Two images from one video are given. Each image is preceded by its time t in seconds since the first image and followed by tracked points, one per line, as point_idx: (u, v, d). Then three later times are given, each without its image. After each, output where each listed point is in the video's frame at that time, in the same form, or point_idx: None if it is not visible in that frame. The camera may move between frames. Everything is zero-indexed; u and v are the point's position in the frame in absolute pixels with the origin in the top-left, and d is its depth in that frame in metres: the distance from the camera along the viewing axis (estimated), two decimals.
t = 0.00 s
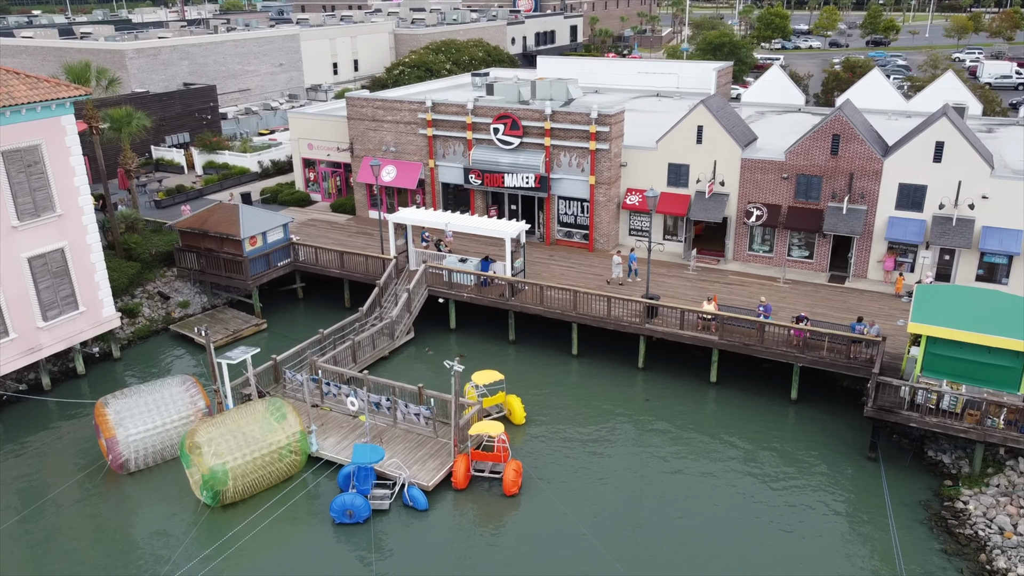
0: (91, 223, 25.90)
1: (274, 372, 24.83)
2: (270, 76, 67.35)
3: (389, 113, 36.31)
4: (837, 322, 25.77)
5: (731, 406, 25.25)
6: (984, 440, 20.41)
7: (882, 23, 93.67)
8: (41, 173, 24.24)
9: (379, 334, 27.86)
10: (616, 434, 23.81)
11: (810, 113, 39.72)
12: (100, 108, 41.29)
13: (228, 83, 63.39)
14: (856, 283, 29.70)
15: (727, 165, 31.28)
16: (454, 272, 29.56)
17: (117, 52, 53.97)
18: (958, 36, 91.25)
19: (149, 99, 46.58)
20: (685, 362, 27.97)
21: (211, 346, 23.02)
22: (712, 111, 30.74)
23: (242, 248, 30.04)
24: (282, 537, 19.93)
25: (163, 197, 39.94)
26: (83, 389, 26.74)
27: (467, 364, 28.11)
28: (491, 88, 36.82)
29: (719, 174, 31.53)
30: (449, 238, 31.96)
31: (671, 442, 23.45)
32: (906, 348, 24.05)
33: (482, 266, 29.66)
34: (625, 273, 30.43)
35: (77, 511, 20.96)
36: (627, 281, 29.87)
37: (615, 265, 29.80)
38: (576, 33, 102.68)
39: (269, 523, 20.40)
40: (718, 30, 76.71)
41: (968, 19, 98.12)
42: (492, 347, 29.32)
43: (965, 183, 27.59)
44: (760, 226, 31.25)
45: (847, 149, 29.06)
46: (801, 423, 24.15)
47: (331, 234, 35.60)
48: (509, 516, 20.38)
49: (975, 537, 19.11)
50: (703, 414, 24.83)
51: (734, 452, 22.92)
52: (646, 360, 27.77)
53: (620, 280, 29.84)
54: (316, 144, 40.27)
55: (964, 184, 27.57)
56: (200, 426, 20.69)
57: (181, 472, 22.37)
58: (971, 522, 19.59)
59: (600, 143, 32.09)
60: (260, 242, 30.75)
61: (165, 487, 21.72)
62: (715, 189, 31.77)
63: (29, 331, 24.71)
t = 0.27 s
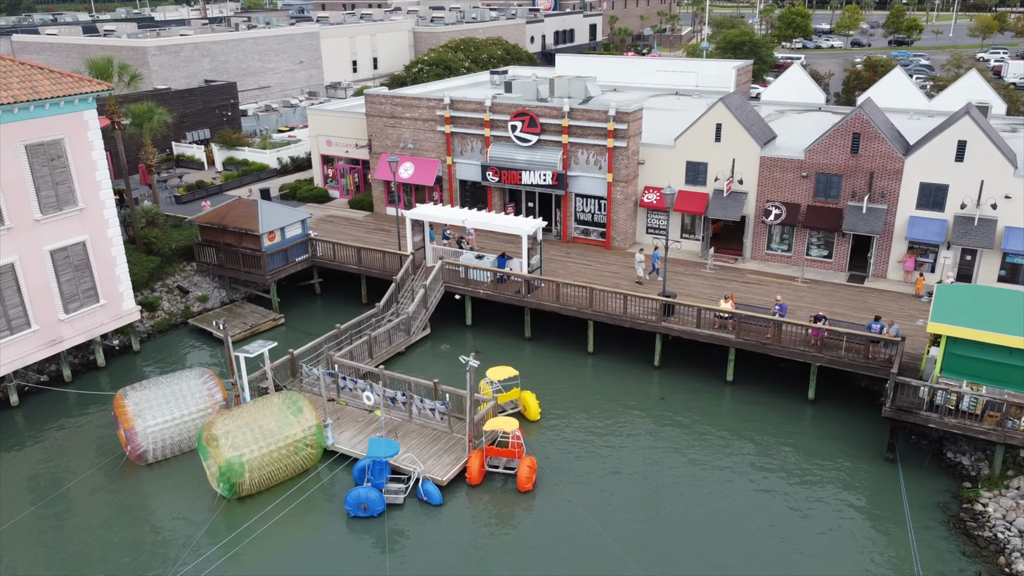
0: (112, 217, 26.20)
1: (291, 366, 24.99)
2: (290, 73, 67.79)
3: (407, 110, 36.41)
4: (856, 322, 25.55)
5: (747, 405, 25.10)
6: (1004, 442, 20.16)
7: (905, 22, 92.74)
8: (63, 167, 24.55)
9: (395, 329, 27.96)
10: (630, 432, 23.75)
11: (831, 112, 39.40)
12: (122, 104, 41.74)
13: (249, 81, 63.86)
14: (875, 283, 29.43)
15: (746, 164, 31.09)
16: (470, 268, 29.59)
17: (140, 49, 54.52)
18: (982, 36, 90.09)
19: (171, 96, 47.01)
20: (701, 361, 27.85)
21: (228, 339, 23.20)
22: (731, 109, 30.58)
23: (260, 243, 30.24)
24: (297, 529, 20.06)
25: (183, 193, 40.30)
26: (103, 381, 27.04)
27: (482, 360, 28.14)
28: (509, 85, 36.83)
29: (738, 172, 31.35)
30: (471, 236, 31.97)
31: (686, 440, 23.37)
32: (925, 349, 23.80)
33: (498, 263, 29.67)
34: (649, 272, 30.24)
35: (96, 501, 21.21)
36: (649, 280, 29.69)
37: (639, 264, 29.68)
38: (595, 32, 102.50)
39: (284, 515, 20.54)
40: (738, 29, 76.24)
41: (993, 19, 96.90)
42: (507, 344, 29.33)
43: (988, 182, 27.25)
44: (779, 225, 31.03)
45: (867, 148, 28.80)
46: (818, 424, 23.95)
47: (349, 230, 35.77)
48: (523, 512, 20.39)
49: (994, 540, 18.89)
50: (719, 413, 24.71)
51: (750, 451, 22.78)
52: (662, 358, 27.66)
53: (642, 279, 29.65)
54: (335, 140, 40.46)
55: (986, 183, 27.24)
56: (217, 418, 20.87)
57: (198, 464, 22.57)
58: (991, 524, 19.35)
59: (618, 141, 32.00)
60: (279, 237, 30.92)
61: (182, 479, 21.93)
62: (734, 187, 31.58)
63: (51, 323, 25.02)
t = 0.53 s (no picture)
0: (127, 212, 26.42)
1: (303, 361, 25.10)
2: (305, 71, 68.10)
3: (421, 107, 36.49)
4: (870, 321, 25.37)
5: (760, 404, 24.97)
6: (1019, 442, 19.99)
7: (923, 21, 91.93)
8: (80, 162, 24.78)
9: (407, 326, 28.01)
10: (641, 430, 23.70)
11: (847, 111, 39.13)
12: (139, 100, 42.08)
13: (264, 78, 64.21)
14: (890, 283, 29.21)
15: (760, 162, 30.93)
16: (482, 265, 29.61)
17: (157, 46, 54.93)
18: (1002, 36, 89.16)
19: (187, 93, 47.33)
20: (713, 359, 27.75)
21: (241, 334, 23.32)
22: (746, 107, 30.45)
23: (274, 239, 30.39)
24: (308, 523, 20.16)
25: (199, 189, 40.56)
26: (117, 375, 27.27)
27: (494, 357, 28.16)
28: (523, 83, 36.82)
29: (752, 170, 31.20)
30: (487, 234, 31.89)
31: (698, 438, 23.29)
32: (940, 348, 23.59)
33: (510, 261, 29.65)
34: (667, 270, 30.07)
35: (110, 493, 21.40)
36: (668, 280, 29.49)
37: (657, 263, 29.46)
38: (610, 31, 102.36)
39: (295, 509, 20.64)
40: (754, 28, 75.87)
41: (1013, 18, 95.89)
42: (519, 341, 29.34)
43: (1005, 181, 26.98)
44: (794, 224, 30.85)
45: (883, 147, 28.59)
46: (831, 423, 23.79)
47: (362, 227, 35.89)
48: (533, 508, 20.40)
49: (1008, 541, 18.71)
50: (731, 411, 24.61)
51: (762, 450, 22.67)
52: (674, 356, 27.58)
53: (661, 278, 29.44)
54: (349, 138, 40.61)
55: (1004, 182, 26.97)
56: (230, 412, 21.00)
57: (211, 458, 22.72)
58: (1005, 525, 19.17)
59: (631, 138, 31.93)
60: (292, 234, 31.13)
61: (194, 472, 22.09)
62: (748, 185, 31.43)
63: (67, 317, 25.27)
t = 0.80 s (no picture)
0: (128, 209, 26.45)
1: (304, 358, 25.09)
2: (307, 69, 68.14)
3: (423, 105, 36.48)
4: (871, 319, 25.33)
5: (760, 402, 24.94)
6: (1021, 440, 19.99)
7: (925, 21, 91.80)
8: (82, 159, 24.80)
9: (407, 323, 28.00)
10: (642, 427, 23.68)
11: (848, 109, 39.07)
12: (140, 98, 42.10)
13: (266, 77, 64.23)
14: (892, 281, 29.19)
15: (762, 159, 30.89)
16: (484, 262, 29.59)
17: (159, 44, 54.97)
18: (1004, 35, 88.98)
19: (188, 91, 47.34)
20: (715, 357, 27.72)
21: (242, 330, 23.30)
22: (747, 105, 30.41)
23: (275, 236, 30.39)
24: (308, 520, 20.16)
25: (200, 187, 40.58)
26: (118, 371, 27.29)
27: (495, 354, 28.15)
28: (525, 80, 36.80)
29: (753, 168, 31.16)
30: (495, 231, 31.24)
31: (699, 435, 23.27)
32: (941, 346, 23.56)
33: (511, 258, 29.63)
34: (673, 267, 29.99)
35: (110, 489, 21.41)
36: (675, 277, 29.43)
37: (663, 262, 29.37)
38: (612, 29, 102.26)
39: (295, 506, 20.64)
40: (756, 27, 75.77)
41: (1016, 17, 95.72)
42: (520, 338, 29.32)
43: (1007, 179, 26.94)
44: (795, 221, 30.81)
45: (885, 144, 28.54)
46: (832, 421, 23.75)
47: (363, 224, 35.89)
48: (533, 505, 20.39)
49: (1009, 538, 18.67)
50: (732, 409, 24.59)
51: (762, 447, 22.64)
52: (675, 354, 27.55)
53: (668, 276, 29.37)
54: (351, 136, 40.61)
55: (1005, 180, 26.94)
56: (230, 409, 20.99)
57: (212, 454, 22.73)
58: (1006, 523, 19.14)
59: (632, 136, 31.91)
60: (293, 231, 31.07)
61: (195, 469, 22.09)
62: (749, 183, 31.39)
63: (68, 313, 25.28)
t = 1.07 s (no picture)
0: (128, 206, 26.43)
1: (303, 355, 25.05)
2: (307, 68, 68.09)
3: (423, 102, 36.44)
4: (871, 316, 25.32)
5: (760, 399, 24.92)
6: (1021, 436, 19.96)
7: (925, 20, 91.72)
8: (81, 155, 24.78)
9: (407, 320, 27.98)
10: (642, 424, 23.66)
11: (849, 107, 39.04)
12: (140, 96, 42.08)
13: (266, 75, 64.23)
14: (892, 278, 29.17)
15: (762, 157, 30.87)
16: (483, 260, 29.57)
17: (158, 42, 54.96)
18: (1004, 33, 88.90)
19: (188, 89, 47.32)
20: (715, 354, 27.69)
21: (241, 327, 23.27)
22: (747, 102, 30.37)
23: (274, 233, 30.35)
24: (308, 516, 20.15)
25: (200, 185, 40.56)
26: (118, 368, 27.27)
27: (494, 352, 28.13)
28: (525, 78, 36.77)
29: (753, 166, 31.14)
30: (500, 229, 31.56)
31: (699, 432, 23.25)
32: (941, 343, 23.54)
33: (511, 256, 29.61)
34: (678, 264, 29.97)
35: (110, 486, 21.40)
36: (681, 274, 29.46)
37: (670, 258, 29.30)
38: (612, 28, 102.22)
39: (295, 502, 20.63)
40: (756, 25, 75.69)
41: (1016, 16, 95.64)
42: (520, 336, 29.29)
43: (1007, 176, 26.91)
44: (795, 219, 30.78)
45: (885, 141, 28.51)
46: (832, 418, 23.73)
47: (363, 222, 35.87)
48: (533, 501, 20.38)
49: (1009, 535, 18.66)
50: (732, 406, 24.56)
51: (762, 444, 22.63)
52: (674, 351, 27.53)
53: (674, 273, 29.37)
54: (350, 133, 40.58)
55: (1006, 177, 26.91)
56: (230, 406, 20.97)
57: (211, 451, 22.72)
58: (1006, 519, 19.12)
59: (632, 133, 31.86)
60: (293, 228, 31.01)
61: (194, 465, 22.08)
62: (749, 180, 31.36)
63: (67, 310, 25.26)
